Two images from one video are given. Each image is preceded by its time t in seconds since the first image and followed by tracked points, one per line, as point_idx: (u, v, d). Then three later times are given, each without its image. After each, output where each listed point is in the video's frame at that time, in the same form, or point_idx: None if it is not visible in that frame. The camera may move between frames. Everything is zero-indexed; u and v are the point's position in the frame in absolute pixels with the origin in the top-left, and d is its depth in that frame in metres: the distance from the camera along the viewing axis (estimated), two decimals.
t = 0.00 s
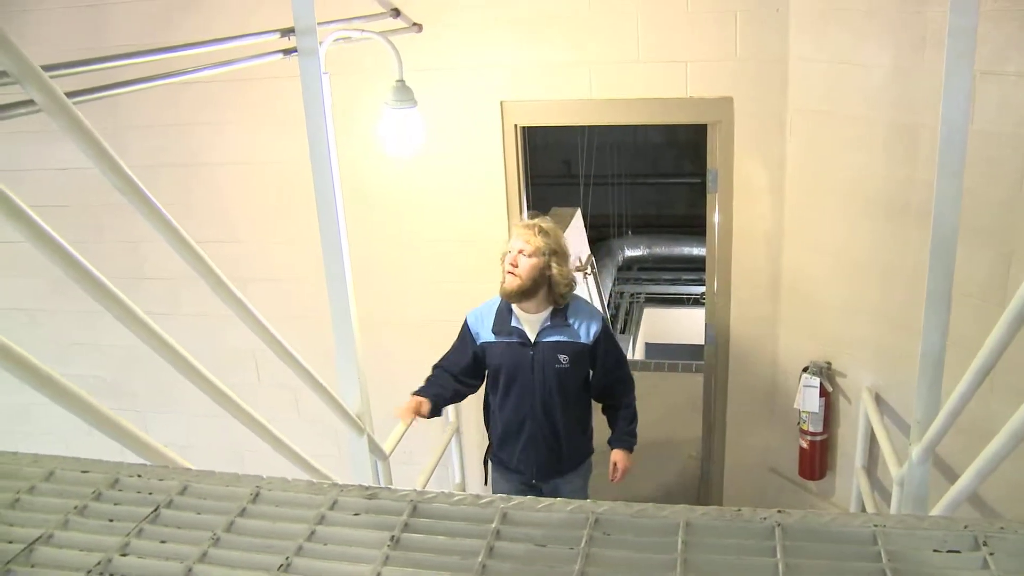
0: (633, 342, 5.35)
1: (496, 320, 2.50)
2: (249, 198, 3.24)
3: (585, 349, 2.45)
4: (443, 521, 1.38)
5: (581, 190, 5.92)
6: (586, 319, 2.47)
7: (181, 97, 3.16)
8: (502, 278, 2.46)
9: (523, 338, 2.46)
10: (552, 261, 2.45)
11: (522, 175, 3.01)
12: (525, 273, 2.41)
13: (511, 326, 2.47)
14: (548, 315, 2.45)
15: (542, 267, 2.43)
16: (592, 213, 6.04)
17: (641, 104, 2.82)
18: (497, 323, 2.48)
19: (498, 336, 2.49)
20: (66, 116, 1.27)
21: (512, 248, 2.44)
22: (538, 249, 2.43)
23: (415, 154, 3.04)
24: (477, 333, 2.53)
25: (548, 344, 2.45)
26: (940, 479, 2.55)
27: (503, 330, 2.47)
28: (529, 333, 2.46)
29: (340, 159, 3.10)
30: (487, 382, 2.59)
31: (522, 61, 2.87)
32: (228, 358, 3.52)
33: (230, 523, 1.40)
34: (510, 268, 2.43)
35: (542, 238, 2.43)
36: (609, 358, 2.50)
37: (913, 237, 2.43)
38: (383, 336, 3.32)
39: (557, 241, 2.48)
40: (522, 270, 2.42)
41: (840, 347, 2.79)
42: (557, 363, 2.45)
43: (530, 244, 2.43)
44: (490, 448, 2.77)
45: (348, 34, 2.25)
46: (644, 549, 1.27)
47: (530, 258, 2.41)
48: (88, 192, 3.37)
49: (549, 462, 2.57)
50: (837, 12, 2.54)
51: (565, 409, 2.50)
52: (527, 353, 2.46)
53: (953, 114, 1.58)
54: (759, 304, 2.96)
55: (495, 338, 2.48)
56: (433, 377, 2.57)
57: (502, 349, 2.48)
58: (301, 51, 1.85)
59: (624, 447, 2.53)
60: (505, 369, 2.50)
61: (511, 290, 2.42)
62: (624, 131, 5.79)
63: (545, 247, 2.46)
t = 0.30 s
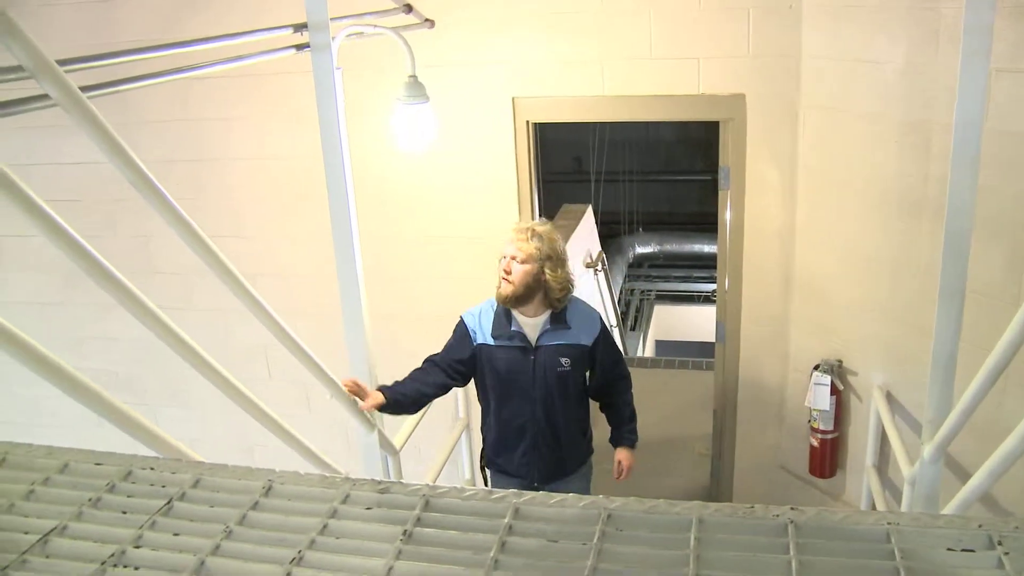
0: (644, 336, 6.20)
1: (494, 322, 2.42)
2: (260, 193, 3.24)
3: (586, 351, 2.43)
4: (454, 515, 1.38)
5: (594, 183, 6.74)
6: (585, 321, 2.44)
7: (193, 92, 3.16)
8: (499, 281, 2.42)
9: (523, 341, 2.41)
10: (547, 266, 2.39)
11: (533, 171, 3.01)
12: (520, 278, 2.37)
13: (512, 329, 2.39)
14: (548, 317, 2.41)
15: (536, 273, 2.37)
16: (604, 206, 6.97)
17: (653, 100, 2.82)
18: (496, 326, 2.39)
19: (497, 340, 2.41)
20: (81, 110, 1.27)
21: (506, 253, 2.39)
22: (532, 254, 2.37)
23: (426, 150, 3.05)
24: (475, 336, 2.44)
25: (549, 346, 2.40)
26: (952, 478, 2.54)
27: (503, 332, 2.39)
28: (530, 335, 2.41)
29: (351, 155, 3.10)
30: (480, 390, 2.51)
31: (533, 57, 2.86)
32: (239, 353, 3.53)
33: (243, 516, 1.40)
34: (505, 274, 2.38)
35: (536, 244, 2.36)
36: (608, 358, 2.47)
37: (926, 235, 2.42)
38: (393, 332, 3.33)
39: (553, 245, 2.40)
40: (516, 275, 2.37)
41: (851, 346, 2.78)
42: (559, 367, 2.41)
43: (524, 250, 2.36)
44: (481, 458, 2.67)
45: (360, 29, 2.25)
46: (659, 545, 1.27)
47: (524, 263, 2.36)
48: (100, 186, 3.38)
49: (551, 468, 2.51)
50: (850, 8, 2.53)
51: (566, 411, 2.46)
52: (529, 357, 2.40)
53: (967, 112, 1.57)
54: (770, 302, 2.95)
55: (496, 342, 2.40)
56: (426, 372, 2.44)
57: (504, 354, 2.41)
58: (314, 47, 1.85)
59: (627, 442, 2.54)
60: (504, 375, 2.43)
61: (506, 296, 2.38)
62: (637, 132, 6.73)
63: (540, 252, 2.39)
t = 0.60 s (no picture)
0: (655, 334, 6.45)
1: (498, 324, 2.40)
2: (272, 190, 3.25)
3: (590, 353, 2.43)
4: (468, 513, 1.38)
5: (606, 181, 7.18)
6: (589, 322, 2.43)
7: (207, 88, 3.17)
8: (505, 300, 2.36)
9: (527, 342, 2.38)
10: (550, 279, 2.33)
11: (546, 169, 3.01)
12: (527, 295, 2.31)
13: (516, 331, 2.37)
14: (553, 320, 2.39)
15: (539, 290, 2.32)
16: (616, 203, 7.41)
17: (667, 99, 2.81)
18: (499, 328, 2.37)
19: (501, 342, 2.39)
20: (98, 106, 1.27)
21: (505, 274, 2.30)
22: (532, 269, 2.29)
23: (439, 148, 3.04)
24: (476, 337, 2.43)
25: (554, 348, 2.39)
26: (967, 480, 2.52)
27: (508, 332, 2.37)
28: (535, 336, 2.38)
29: (365, 152, 3.11)
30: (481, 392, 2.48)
31: (547, 55, 2.86)
32: (252, 350, 3.53)
33: (257, 513, 1.40)
34: (509, 295, 2.33)
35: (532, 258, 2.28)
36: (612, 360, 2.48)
37: (943, 235, 2.41)
38: (405, 330, 3.33)
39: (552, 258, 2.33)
40: (523, 294, 2.31)
41: (864, 346, 2.77)
42: (564, 369, 2.41)
43: (525, 272, 2.29)
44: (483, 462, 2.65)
45: (375, 27, 2.25)
46: (675, 545, 1.26)
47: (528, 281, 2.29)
48: (115, 182, 3.39)
49: (553, 471, 2.50)
50: (867, 6, 2.51)
51: (569, 413, 2.45)
52: (534, 360, 2.39)
53: (984, 112, 1.56)
54: (783, 301, 2.94)
55: (500, 343, 2.38)
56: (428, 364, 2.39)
57: (508, 357, 2.40)
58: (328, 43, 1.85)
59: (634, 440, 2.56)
60: (508, 377, 2.42)
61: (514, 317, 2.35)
62: (647, 132, 7.15)
63: (540, 269, 2.31)
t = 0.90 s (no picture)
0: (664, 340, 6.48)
1: (496, 337, 2.40)
2: (282, 193, 3.26)
3: (591, 362, 2.42)
4: (478, 519, 1.38)
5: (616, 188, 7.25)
6: (589, 331, 2.42)
7: (218, 92, 3.18)
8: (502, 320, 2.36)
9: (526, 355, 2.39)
10: (545, 299, 2.33)
11: (557, 175, 3.01)
12: (523, 317, 2.32)
13: (515, 344, 2.38)
14: (551, 331, 2.38)
15: (535, 310, 2.32)
16: (626, 210, 7.44)
17: (678, 105, 2.81)
18: (497, 342, 2.38)
19: (500, 356, 2.39)
20: (111, 110, 1.28)
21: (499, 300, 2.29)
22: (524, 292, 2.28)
23: (450, 153, 3.05)
24: (476, 349, 2.42)
25: (554, 359, 2.39)
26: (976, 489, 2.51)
27: (505, 347, 2.38)
28: (533, 349, 2.38)
29: (376, 157, 3.12)
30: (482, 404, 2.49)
31: (559, 61, 2.86)
32: (260, 353, 3.54)
33: (268, 517, 1.40)
34: (505, 317, 2.34)
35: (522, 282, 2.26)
36: (613, 372, 2.47)
37: (954, 243, 2.40)
38: (414, 333, 3.33)
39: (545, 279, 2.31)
40: (518, 316, 2.31)
41: (874, 354, 2.76)
42: (564, 379, 2.40)
43: (518, 297, 2.28)
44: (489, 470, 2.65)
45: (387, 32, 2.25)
46: (684, 552, 1.26)
47: (521, 304, 2.29)
48: (126, 184, 3.40)
49: (558, 479, 2.50)
50: (879, 14, 2.51)
51: (570, 425, 2.45)
52: (534, 371, 2.39)
53: (996, 119, 1.56)
54: (793, 308, 2.94)
55: (498, 357, 2.39)
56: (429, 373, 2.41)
57: (507, 369, 2.40)
58: (340, 49, 1.86)
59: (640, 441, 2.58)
60: (508, 388, 2.42)
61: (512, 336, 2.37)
62: (658, 139, 7.20)
63: (533, 292, 2.30)
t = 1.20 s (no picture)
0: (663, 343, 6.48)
1: (485, 348, 2.38)
2: (283, 195, 3.26)
3: (581, 374, 2.39)
4: (478, 519, 1.38)
5: (616, 190, 7.26)
6: (579, 342, 2.38)
7: (220, 93, 3.19)
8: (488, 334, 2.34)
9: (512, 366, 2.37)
10: (528, 315, 2.28)
11: (557, 177, 3.02)
12: (507, 332, 2.28)
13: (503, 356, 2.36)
14: (540, 344, 2.35)
15: (517, 327, 2.28)
16: (626, 212, 7.45)
17: (678, 108, 2.82)
18: (486, 353, 2.37)
19: (489, 366, 2.38)
20: (112, 110, 1.28)
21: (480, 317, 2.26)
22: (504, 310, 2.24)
23: (450, 155, 3.06)
24: (465, 359, 2.41)
25: (543, 372, 2.37)
26: (975, 491, 2.51)
27: (493, 359, 2.37)
28: (521, 361, 2.36)
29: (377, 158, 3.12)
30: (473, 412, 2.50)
31: (560, 63, 2.87)
32: (261, 353, 3.54)
33: (267, 516, 1.40)
34: (489, 332, 2.31)
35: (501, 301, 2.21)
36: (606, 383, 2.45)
37: (954, 246, 2.41)
38: (414, 335, 3.34)
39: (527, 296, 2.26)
40: (501, 332, 2.28)
41: (874, 357, 2.76)
42: (553, 393, 2.39)
43: (498, 315, 2.24)
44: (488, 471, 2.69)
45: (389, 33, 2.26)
46: (681, 552, 1.27)
47: (502, 321, 2.25)
48: (127, 185, 3.41)
49: (551, 486, 2.52)
50: (879, 18, 2.52)
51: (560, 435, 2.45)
52: (522, 384, 2.38)
53: (996, 122, 1.57)
54: (793, 311, 2.94)
55: (486, 368, 2.38)
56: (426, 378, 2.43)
57: (496, 380, 2.39)
58: (341, 50, 1.88)
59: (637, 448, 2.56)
60: (496, 399, 2.42)
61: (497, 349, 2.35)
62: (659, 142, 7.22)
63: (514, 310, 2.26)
